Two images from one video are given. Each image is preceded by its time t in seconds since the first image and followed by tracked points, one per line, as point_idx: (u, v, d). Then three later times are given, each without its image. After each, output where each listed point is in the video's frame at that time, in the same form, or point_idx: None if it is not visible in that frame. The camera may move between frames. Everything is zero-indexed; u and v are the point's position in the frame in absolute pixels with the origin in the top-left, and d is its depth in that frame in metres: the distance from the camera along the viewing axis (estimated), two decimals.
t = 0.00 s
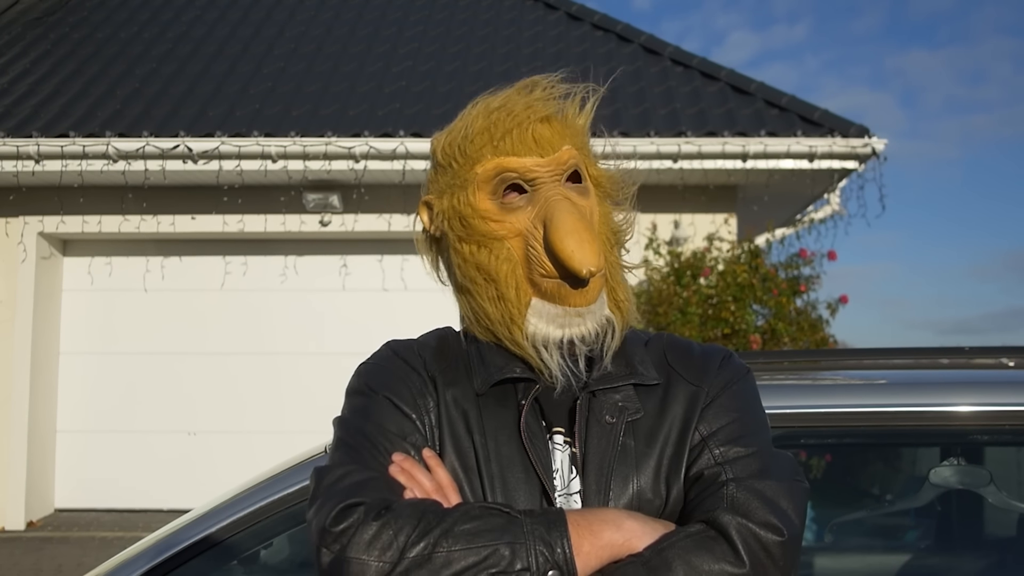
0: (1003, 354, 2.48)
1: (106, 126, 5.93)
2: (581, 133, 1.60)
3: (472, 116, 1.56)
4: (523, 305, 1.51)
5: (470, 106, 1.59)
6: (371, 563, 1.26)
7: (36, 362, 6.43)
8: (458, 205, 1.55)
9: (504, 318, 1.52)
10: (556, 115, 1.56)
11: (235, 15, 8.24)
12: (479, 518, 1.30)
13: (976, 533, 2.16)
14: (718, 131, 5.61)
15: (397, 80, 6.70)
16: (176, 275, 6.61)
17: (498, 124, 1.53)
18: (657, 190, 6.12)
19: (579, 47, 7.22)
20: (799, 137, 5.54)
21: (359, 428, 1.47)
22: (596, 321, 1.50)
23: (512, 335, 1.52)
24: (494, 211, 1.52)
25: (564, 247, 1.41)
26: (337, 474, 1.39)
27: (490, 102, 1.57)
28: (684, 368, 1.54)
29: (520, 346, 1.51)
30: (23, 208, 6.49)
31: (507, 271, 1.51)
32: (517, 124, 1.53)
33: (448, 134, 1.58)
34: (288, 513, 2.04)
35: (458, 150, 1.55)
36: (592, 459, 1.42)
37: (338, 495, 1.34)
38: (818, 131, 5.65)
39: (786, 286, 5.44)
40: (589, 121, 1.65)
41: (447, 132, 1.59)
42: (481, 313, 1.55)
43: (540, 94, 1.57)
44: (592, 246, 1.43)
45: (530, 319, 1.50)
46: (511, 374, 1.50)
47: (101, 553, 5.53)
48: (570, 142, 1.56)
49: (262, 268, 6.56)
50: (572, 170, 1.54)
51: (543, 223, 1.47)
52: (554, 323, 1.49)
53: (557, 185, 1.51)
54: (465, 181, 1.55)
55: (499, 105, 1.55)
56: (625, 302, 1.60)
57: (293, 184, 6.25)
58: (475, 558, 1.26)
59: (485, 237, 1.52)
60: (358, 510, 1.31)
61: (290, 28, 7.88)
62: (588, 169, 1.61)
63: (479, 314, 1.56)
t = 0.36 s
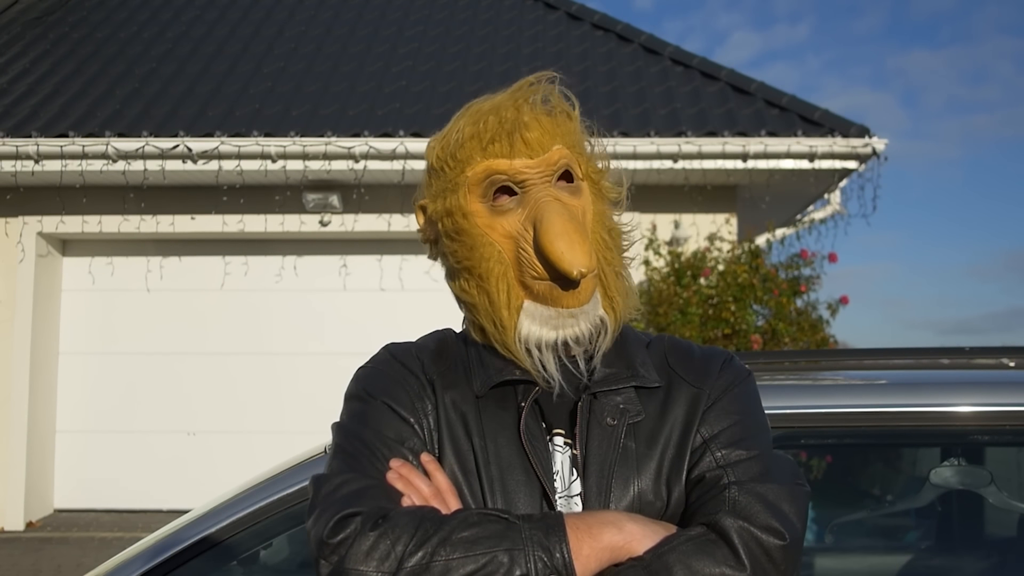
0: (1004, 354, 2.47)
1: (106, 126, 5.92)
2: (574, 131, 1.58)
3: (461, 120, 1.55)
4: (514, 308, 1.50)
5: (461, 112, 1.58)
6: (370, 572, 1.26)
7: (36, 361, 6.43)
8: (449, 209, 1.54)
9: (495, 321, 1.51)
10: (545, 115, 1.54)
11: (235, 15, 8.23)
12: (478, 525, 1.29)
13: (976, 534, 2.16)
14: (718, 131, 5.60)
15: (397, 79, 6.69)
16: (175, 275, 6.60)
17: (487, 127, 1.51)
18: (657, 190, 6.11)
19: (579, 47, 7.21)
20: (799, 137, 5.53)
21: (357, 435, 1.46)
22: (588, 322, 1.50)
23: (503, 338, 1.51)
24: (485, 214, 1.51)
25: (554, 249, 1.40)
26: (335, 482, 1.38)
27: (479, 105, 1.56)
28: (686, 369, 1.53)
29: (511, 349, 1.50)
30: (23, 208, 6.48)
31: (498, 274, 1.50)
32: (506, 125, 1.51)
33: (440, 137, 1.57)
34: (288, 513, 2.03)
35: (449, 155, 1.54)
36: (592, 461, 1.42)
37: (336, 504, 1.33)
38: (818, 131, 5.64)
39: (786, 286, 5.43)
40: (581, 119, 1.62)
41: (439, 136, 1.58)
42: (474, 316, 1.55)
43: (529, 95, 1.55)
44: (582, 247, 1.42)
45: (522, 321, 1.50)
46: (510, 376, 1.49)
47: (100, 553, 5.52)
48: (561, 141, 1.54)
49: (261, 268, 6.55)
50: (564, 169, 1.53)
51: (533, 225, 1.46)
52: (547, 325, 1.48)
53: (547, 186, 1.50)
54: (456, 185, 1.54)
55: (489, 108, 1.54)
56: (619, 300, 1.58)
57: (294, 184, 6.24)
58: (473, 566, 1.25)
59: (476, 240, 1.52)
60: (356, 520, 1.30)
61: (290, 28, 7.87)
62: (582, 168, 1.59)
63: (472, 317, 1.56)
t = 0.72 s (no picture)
0: (1005, 354, 2.47)
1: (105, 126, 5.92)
2: (593, 141, 1.55)
3: (483, 117, 1.52)
4: (518, 315, 1.52)
5: (483, 104, 1.54)
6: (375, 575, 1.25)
7: (36, 361, 6.42)
8: (462, 207, 1.54)
9: (498, 326, 1.52)
10: (567, 122, 1.51)
11: (235, 15, 8.23)
12: (483, 530, 1.28)
13: (976, 534, 2.16)
14: (718, 130, 5.60)
15: (397, 79, 6.69)
16: (175, 275, 6.59)
17: (507, 132, 1.49)
18: (657, 190, 6.11)
19: (578, 47, 7.20)
20: (799, 136, 5.52)
21: (361, 436, 1.45)
22: (589, 337, 1.50)
23: (505, 342, 1.52)
24: (497, 218, 1.51)
25: (560, 267, 1.39)
26: (339, 484, 1.37)
27: (504, 103, 1.52)
28: (690, 372, 1.52)
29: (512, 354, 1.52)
30: (22, 208, 6.48)
31: (505, 280, 1.51)
32: (526, 132, 1.49)
33: (460, 133, 1.54)
34: (289, 513, 2.03)
35: (466, 152, 1.52)
36: (597, 463, 1.41)
37: (340, 507, 1.32)
38: (818, 131, 5.64)
39: (787, 286, 5.43)
40: (603, 128, 1.60)
41: (459, 130, 1.55)
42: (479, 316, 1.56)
43: (554, 99, 1.52)
44: (590, 268, 1.41)
45: (524, 329, 1.51)
46: (516, 377, 1.49)
47: (100, 554, 5.51)
48: (580, 151, 1.52)
49: (261, 268, 6.55)
50: (580, 180, 1.51)
51: (542, 237, 1.46)
52: (548, 336, 1.49)
53: (561, 198, 1.48)
54: (471, 184, 1.53)
55: (511, 108, 1.51)
56: (625, 314, 1.58)
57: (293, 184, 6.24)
58: (478, 571, 1.25)
59: (485, 243, 1.52)
60: (361, 524, 1.29)
61: (290, 28, 7.87)
62: (599, 179, 1.57)
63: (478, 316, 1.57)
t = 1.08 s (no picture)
0: (1005, 354, 2.46)
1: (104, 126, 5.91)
2: (602, 137, 1.56)
3: (491, 114, 1.52)
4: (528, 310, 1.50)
5: (491, 103, 1.55)
6: None
7: (35, 360, 6.41)
8: (471, 204, 1.53)
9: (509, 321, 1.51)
10: (576, 117, 1.52)
11: (234, 14, 8.22)
12: (493, 531, 1.28)
13: (977, 534, 2.15)
14: (718, 131, 5.59)
15: (397, 79, 6.68)
16: (175, 276, 6.59)
17: (516, 127, 1.49)
18: (657, 191, 6.11)
19: (578, 47, 7.20)
20: (799, 137, 5.52)
21: (368, 437, 1.45)
22: (600, 331, 1.49)
23: (515, 339, 1.50)
24: (507, 213, 1.50)
25: (574, 258, 1.39)
26: (347, 485, 1.36)
27: (512, 100, 1.52)
28: (696, 373, 1.52)
29: (522, 350, 1.50)
30: (22, 208, 6.48)
31: (515, 275, 1.49)
32: (536, 126, 1.49)
33: (468, 131, 1.54)
34: (289, 513, 2.02)
35: (475, 149, 1.51)
36: (603, 464, 1.41)
37: (348, 509, 1.32)
38: (818, 131, 5.63)
39: (787, 287, 5.43)
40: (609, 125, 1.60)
41: (466, 129, 1.55)
42: (488, 314, 1.54)
43: (562, 95, 1.52)
44: (602, 259, 1.41)
45: (535, 324, 1.49)
46: (523, 377, 1.48)
47: (99, 555, 5.50)
48: (589, 146, 1.52)
49: (260, 268, 6.54)
50: (589, 176, 1.51)
51: (554, 230, 1.45)
52: (559, 331, 1.47)
53: (571, 193, 1.48)
54: (480, 181, 1.52)
55: (519, 104, 1.51)
56: (632, 313, 1.58)
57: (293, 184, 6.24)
58: (488, 572, 1.24)
59: (495, 239, 1.50)
60: (370, 525, 1.28)
61: (290, 28, 7.86)
62: (606, 175, 1.57)
63: (486, 314, 1.55)
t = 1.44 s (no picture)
0: (1006, 354, 2.46)
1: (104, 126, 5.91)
2: (603, 140, 1.56)
3: (494, 116, 1.51)
4: (534, 314, 1.49)
5: (492, 105, 1.54)
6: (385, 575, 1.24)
7: (34, 360, 6.41)
8: (475, 208, 1.52)
9: (513, 325, 1.50)
10: (579, 121, 1.52)
11: (234, 14, 8.22)
12: (492, 530, 1.27)
13: (977, 534, 2.15)
14: (718, 130, 5.59)
15: (397, 79, 6.67)
16: (174, 275, 6.59)
17: (521, 129, 1.48)
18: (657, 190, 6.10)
19: (578, 47, 7.20)
20: (799, 137, 5.51)
21: (368, 439, 1.44)
22: (605, 335, 1.49)
23: (520, 342, 1.50)
24: (512, 218, 1.50)
25: (582, 263, 1.39)
26: (346, 487, 1.36)
27: (513, 101, 1.52)
28: (693, 374, 1.51)
29: (526, 354, 1.50)
30: (22, 208, 6.47)
31: (521, 279, 1.49)
32: (540, 129, 1.48)
33: (469, 133, 1.54)
34: (290, 513, 2.02)
35: (478, 152, 1.51)
36: (601, 465, 1.40)
37: (347, 511, 1.31)
38: (819, 131, 5.63)
39: (787, 287, 5.42)
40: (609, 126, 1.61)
41: (468, 130, 1.55)
42: (491, 317, 1.54)
43: (564, 97, 1.52)
44: (610, 263, 1.41)
45: (541, 329, 1.49)
46: (521, 380, 1.47)
47: (99, 555, 5.50)
48: (591, 150, 1.52)
49: (260, 267, 6.54)
50: (592, 180, 1.51)
51: (561, 235, 1.45)
52: (565, 335, 1.47)
53: (577, 196, 1.48)
54: (484, 184, 1.51)
55: (522, 108, 1.51)
56: (633, 314, 1.59)
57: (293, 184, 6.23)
58: (488, 572, 1.24)
59: (500, 244, 1.50)
60: (371, 526, 1.28)
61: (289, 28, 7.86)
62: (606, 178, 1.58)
63: (489, 317, 1.55)
